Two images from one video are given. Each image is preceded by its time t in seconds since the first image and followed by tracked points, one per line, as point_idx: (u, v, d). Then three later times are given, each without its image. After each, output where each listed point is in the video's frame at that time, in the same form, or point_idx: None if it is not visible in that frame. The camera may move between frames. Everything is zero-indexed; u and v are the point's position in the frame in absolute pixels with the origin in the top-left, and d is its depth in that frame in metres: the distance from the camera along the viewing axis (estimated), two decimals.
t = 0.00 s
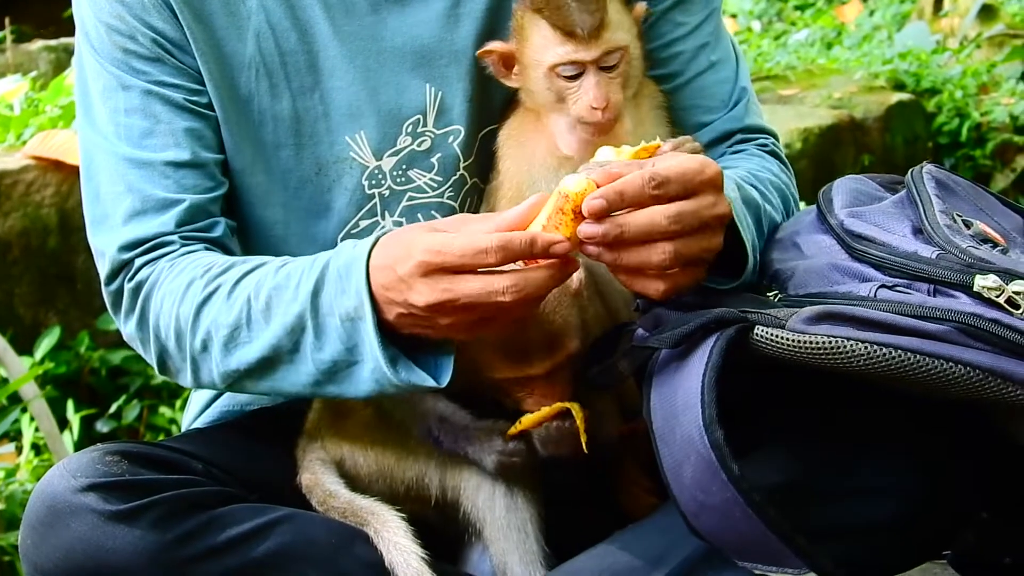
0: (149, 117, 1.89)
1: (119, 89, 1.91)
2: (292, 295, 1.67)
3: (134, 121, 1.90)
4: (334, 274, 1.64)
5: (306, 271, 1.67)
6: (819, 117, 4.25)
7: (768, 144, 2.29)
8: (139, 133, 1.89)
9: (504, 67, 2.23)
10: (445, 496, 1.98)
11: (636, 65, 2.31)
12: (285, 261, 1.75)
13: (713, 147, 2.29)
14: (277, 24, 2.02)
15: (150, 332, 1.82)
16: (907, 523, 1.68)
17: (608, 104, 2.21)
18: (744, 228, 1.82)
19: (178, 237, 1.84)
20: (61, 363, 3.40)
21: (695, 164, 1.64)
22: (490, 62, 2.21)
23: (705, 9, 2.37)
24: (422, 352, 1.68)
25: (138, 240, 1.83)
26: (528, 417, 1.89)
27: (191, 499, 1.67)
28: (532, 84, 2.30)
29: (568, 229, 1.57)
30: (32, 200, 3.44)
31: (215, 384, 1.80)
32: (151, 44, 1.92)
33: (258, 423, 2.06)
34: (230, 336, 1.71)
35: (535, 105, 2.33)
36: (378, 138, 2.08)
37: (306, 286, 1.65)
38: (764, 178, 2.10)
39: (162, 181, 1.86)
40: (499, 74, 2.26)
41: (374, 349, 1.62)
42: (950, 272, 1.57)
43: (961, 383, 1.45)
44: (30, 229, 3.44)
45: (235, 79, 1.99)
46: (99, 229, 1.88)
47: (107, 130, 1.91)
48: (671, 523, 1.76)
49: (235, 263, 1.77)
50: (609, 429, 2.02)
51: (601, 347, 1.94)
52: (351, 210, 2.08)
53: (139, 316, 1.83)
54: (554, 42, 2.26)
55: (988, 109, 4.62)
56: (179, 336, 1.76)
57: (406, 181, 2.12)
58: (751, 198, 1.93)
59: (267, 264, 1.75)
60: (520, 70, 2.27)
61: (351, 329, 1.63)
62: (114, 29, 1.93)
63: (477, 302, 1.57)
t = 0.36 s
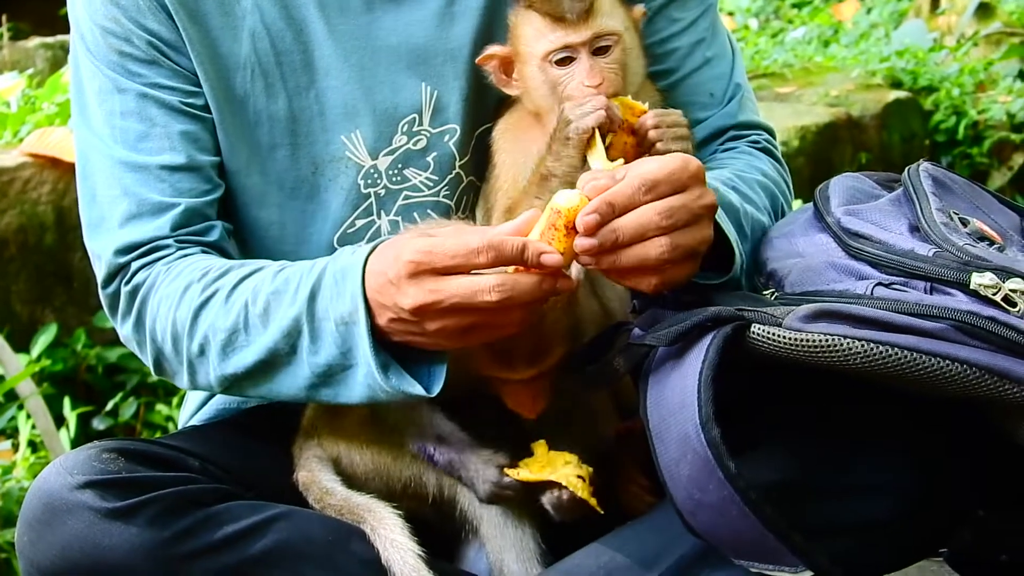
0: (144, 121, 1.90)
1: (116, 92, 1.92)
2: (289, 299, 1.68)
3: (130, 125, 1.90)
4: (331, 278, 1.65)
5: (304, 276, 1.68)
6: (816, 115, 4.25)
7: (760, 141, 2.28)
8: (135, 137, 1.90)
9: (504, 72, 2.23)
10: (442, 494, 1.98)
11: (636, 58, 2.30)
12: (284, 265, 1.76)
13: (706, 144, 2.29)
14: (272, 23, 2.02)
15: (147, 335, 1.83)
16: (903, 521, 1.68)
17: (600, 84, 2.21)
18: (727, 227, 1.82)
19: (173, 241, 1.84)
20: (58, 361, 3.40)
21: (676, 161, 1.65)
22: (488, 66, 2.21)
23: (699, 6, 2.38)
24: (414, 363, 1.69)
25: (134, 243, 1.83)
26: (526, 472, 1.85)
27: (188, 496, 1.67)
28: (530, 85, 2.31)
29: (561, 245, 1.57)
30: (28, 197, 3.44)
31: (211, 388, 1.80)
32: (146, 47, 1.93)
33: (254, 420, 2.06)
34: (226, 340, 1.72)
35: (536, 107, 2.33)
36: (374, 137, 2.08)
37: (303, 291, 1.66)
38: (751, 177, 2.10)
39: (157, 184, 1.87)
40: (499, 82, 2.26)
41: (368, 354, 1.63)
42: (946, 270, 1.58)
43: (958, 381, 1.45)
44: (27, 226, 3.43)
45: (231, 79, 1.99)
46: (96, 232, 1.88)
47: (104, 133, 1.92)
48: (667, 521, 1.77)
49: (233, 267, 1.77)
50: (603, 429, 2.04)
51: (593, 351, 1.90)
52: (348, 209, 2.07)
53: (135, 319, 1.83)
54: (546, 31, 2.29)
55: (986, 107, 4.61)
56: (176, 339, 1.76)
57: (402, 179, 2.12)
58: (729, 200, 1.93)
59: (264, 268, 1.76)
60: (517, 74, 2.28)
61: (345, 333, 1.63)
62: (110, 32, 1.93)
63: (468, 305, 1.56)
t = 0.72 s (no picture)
0: (145, 117, 1.90)
1: (116, 89, 1.91)
2: (287, 309, 1.67)
3: (131, 121, 1.90)
4: (329, 290, 1.64)
5: (303, 286, 1.67)
6: (814, 112, 4.26)
7: (758, 138, 2.27)
8: (135, 133, 1.89)
9: (507, 68, 2.27)
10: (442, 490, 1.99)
11: (637, 53, 2.29)
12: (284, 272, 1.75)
13: (705, 140, 2.30)
14: (273, 19, 2.02)
15: (146, 336, 1.83)
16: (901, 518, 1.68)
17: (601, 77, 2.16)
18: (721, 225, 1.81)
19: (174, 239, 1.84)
20: (56, 357, 3.40)
21: (674, 155, 1.65)
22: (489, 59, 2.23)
23: (698, 2, 2.39)
24: (416, 371, 1.70)
25: (136, 240, 1.83)
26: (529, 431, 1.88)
27: (186, 492, 1.67)
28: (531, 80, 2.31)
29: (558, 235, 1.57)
30: (27, 193, 3.44)
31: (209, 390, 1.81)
32: (147, 43, 1.92)
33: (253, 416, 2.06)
34: (224, 345, 1.72)
35: (537, 103, 2.33)
36: (374, 133, 2.08)
37: (301, 302, 1.65)
38: (750, 175, 2.10)
39: (158, 181, 1.87)
40: (501, 77, 2.30)
41: (369, 368, 1.62)
42: (945, 266, 1.58)
43: (957, 378, 1.45)
44: (25, 222, 3.44)
45: (232, 75, 1.98)
46: (97, 229, 1.88)
47: (104, 129, 1.91)
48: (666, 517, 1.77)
49: (233, 271, 1.77)
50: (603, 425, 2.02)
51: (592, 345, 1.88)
52: (348, 205, 2.08)
53: (135, 318, 1.84)
54: (547, 23, 2.28)
55: (985, 103, 4.61)
56: (174, 341, 1.77)
57: (402, 175, 2.13)
58: (724, 197, 1.92)
59: (264, 274, 1.75)
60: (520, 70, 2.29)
61: (345, 346, 1.63)
62: (110, 28, 1.93)
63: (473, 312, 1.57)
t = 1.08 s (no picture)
0: (150, 118, 1.90)
1: (121, 91, 1.91)
2: (285, 335, 1.67)
3: (135, 123, 1.90)
4: (328, 322, 1.64)
5: (302, 314, 1.67)
6: (814, 108, 4.26)
7: (763, 135, 2.27)
8: (140, 135, 1.90)
9: (519, 59, 2.30)
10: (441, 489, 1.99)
11: (652, 47, 2.32)
12: (285, 294, 1.75)
13: (709, 135, 2.29)
14: (279, 17, 2.01)
15: (148, 346, 1.83)
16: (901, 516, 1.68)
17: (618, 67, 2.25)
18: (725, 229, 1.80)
19: (180, 244, 1.85)
20: (56, 353, 3.40)
21: (692, 218, 1.68)
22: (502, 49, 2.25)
23: None
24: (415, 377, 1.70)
25: (140, 245, 1.83)
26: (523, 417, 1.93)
27: (187, 489, 1.67)
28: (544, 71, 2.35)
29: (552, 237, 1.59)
30: (27, 189, 3.44)
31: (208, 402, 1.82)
32: (152, 44, 1.92)
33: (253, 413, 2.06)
34: (222, 365, 1.72)
35: (550, 95, 2.38)
36: (376, 132, 2.08)
37: (299, 331, 1.65)
38: (757, 179, 2.10)
39: (163, 184, 1.87)
40: (515, 68, 2.32)
41: (363, 399, 1.63)
42: (944, 264, 1.58)
43: (956, 375, 1.45)
44: (25, 218, 3.44)
45: (237, 75, 1.98)
46: (102, 233, 1.88)
47: (108, 130, 1.91)
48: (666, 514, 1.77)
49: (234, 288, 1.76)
50: (602, 421, 2.02)
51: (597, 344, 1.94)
52: (350, 204, 2.08)
53: (138, 326, 1.84)
54: (567, 14, 2.33)
55: (984, 100, 4.63)
56: (175, 354, 1.77)
57: (405, 173, 2.13)
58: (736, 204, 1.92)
59: (265, 294, 1.75)
60: (534, 60, 2.32)
61: (337, 381, 1.64)
62: (114, 29, 1.92)
63: (486, 332, 1.59)
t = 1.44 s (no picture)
0: (151, 115, 1.90)
1: (122, 87, 1.91)
2: (286, 339, 1.66)
3: (136, 120, 1.90)
4: (328, 327, 1.63)
5: (302, 318, 1.66)
6: (814, 104, 4.25)
7: (764, 132, 2.27)
8: (142, 131, 1.90)
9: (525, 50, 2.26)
10: (441, 485, 1.99)
11: (658, 44, 2.29)
12: (287, 295, 1.74)
13: (711, 133, 2.29)
14: (279, 14, 2.01)
15: (150, 344, 1.84)
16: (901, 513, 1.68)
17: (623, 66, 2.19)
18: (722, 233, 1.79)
19: (181, 241, 1.84)
20: (55, 349, 3.40)
21: (683, 203, 1.71)
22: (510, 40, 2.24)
23: None
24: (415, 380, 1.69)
25: (140, 243, 1.83)
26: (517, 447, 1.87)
27: (187, 486, 1.68)
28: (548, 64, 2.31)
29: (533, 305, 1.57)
30: (27, 185, 3.44)
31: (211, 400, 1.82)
32: (152, 40, 1.92)
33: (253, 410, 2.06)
34: (224, 367, 1.72)
35: (555, 89, 2.34)
36: (377, 129, 2.08)
37: (299, 336, 1.64)
38: (757, 175, 2.10)
39: (164, 181, 1.87)
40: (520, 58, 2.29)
41: (365, 407, 1.63)
42: (945, 261, 1.58)
43: (957, 371, 1.45)
44: (25, 215, 3.43)
45: (238, 70, 1.98)
46: (102, 230, 1.88)
47: (109, 128, 1.92)
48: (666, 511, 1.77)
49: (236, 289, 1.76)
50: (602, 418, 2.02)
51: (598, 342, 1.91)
52: (351, 201, 2.08)
53: (138, 326, 1.84)
54: (573, 9, 2.27)
55: (985, 96, 4.63)
56: (177, 355, 1.77)
57: (406, 169, 2.13)
58: (732, 203, 1.91)
59: (267, 295, 1.74)
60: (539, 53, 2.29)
61: (340, 386, 1.64)
62: (115, 26, 1.92)
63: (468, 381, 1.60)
